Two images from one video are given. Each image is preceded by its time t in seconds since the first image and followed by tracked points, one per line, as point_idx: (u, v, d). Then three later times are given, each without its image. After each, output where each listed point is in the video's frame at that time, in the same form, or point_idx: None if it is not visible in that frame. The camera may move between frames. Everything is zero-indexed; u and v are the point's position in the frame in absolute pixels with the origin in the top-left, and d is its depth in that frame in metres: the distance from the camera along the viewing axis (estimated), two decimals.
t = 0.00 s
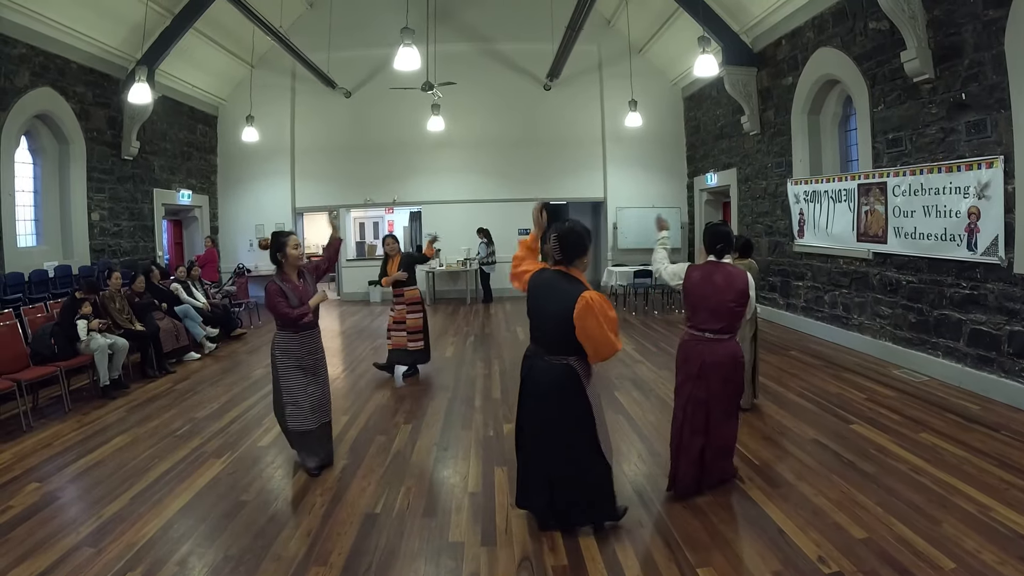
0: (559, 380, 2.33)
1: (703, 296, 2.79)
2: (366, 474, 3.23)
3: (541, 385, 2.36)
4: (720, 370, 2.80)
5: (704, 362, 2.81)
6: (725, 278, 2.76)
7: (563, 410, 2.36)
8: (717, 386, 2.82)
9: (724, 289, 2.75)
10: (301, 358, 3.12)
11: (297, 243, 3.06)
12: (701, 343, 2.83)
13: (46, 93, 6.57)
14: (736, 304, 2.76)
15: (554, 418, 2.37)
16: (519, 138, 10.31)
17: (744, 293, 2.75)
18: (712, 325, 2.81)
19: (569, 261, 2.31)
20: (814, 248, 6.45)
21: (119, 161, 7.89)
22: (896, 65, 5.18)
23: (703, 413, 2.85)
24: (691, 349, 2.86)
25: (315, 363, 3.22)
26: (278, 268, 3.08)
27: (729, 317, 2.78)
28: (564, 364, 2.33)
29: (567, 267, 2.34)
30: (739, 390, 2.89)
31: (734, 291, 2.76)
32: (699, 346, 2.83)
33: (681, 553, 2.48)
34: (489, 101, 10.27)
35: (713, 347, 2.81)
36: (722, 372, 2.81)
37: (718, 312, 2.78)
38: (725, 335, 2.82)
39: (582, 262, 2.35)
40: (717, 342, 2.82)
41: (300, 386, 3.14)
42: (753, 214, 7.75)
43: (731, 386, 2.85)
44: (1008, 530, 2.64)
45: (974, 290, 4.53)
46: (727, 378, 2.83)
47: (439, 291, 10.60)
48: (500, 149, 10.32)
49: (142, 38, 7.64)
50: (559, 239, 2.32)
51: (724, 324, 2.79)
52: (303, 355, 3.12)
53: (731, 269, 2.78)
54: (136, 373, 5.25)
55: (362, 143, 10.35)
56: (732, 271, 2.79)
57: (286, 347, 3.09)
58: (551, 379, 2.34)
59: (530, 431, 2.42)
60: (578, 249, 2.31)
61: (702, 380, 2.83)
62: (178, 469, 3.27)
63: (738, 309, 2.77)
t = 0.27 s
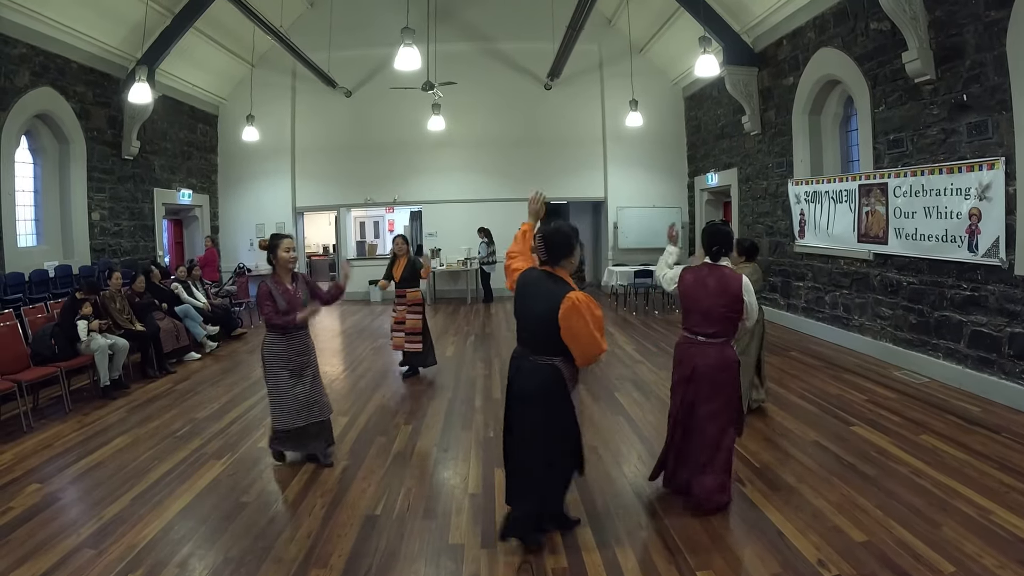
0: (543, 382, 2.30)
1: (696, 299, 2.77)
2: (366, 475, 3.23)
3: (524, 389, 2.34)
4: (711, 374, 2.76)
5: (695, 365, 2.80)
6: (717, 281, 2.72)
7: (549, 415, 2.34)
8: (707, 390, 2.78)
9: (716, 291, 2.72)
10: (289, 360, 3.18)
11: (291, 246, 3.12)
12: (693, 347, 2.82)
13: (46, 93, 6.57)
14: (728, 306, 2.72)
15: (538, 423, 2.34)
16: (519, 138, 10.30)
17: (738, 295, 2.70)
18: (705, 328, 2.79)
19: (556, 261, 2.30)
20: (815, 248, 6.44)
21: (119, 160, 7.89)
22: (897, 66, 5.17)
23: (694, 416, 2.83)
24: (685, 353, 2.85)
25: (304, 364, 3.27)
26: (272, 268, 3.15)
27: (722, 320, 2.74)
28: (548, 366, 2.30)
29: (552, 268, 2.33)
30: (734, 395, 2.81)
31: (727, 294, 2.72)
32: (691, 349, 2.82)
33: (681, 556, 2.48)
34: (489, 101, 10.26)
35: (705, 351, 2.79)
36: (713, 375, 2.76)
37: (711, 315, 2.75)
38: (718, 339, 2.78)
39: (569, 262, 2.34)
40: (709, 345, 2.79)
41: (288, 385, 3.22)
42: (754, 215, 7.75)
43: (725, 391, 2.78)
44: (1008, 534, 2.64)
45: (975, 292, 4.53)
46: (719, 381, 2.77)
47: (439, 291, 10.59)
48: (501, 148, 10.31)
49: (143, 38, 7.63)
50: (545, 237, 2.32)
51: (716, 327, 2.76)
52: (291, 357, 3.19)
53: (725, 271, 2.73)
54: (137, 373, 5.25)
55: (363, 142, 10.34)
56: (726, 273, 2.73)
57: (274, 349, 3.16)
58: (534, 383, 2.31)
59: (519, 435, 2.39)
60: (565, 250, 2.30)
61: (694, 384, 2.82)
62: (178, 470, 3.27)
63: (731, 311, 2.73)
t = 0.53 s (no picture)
0: (503, 394, 2.18)
1: (694, 313, 2.40)
2: (366, 477, 3.23)
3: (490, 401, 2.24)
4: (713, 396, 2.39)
5: (694, 387, 2.42)
6: (715, 292, 2.37)
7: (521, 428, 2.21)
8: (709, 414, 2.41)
9: (715, 304, 2.36)
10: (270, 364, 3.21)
11: (284, 256, 3.09)
12: (693, 365, 2.43)
13: (46, 94, 6.57)
14: (730, 321, 2.35)
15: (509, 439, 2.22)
16: (520, 138, 10.29)
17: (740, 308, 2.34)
18: (705, 343, 2.40)
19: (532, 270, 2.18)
20: (816, 249, 6.44)
21: (119, 161, 7.89)
22: (899, 67, 5.16)
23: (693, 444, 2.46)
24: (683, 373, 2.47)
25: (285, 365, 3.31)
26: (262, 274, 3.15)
27: (725, 336, 2.37)
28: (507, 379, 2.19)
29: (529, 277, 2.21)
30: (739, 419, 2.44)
31: (726, 307, 2.36)
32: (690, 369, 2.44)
33: (681, 559, 2.48)
34: (490, 101, 10.25)
35: (707, 370, 2.40)
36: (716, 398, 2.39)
37: (710, 329, 2.37)
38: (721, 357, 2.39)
39: (547, 272, 2.20)
40: (710, 363, 2.40)
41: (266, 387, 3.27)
42: (755, 215, 7.74)
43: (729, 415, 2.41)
44: (1009, 537, 2.63)
45: (976, 294, 4.52)
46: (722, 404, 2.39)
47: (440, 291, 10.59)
48: (501, 149, 10.30)
49: (143, 38, 7.63)
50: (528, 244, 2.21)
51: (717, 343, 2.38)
52: (269, 360, 3.22)
53: (724, 281, 2.38)
54: (137, 374, 5.26)
55: (363, 143, 10.33)
56: (726, 284, 2.37)
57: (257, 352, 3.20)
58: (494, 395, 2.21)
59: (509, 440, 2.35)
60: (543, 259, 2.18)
61: (693, 407, 2.45)
62: (179, 472, 3.27)
63: (733, 325, 2.36)
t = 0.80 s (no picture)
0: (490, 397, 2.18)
1: (695, 310, 2.34)
2: (367, 479, 3.23)
3: (468, 405, 2.24)
4: (715, 394, 2.35)
5: (696, 386, 2.37)
6: (716, 287, 2.32)
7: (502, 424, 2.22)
8: (712, 412, 2.37)
9: (717, 299, 2.31)
10: (254, 362, 3.25)
11: (277, 258, 3.16)
12: (694, 364, 2.37)
13: (47, 94, 6.57)
14: (733, 317, 2.30)
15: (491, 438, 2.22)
16: (521, 138, 10.28)
17: (743, 303, 2.29)
18: (706, 341, 2.35)
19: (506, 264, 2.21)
20: (817, 250, 6.43)
21: (120, 161, 7.88)
22: (901, 67, 5.15)
23: (697, 444, 2.40)
24: (683, 372, 2.41)
25: (269, 363, 3.34)
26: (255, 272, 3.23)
27: (728, 332, 2.32)
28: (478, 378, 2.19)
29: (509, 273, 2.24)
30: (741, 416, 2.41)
31: (727, 302, 2.31)
32: (691, 367, 2.38)
33: (682, 560, 2.48)
34: (491, 101, 10.24)
35: (708, 368, 2.35)
36: (719, 395, 2.35)
37: (712, 326, 2.32)
38: (722, 354, 2.35)
39: (524, 269, 2.22)
40: (712, 360, 2.35)
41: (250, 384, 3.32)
42: (756, 216, 7.73)
43: (731, 412, 2.37)
44: (1010, 540, 2.63)
45: (977, 295, 4.52)
46: (725, 401, 2.36)
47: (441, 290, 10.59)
48: (502, 149, 10.30)
49: (143, 38, 7.62)
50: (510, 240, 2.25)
51: (720, 340, 2.33)
52: (254, 358, 3.25)
53: (724, 276, 2.34)
54: (138, 374, 5.27)
55: (364, 142, 10.33)
56: (726, 279, 2.33)
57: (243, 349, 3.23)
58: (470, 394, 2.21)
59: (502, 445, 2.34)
60: (519, 256, 2.21)
61: (696, 407, 2.39)
62: (179, 473, 3.27)
63: (736, 321, 2.31)
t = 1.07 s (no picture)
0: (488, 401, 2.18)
1: (690, 323, 2.29)
2: (368, 480, 3.23)
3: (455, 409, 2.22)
4: (712, 409, 2.31)
5: (692, 400, 2.32)
6: (712, 300, 2.26)
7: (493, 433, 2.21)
8: (708, 427, 2.32)
9: (713, 314, 2.25)
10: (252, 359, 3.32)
11: (270, 257, 3.19)
12: (689, 379, 2.34)
13: (48, 93, 6.57)
14: (727, 331, 2.25)
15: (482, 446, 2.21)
16: (522, 137, 10.27)
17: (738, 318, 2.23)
18: (700, 355, 2.30)
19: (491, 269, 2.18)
20: (819, 250, 6.43)
21: (121, 160, 7.88)
22: (903, 68, 5.14)
23: (694, 460, 2.35)
24: (678, 386, 2.36)
25: (268, 362, 3.41)
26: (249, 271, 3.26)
27: (723, 348, 2.28)
28: (465, 383, 2.20)
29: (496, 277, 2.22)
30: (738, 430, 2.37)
31: (724, 317, 2.25)
32: (686, 382, 2.34)
33: (683, 563, 2.48)
34: (492, 100, 10.22)
35: (704, 383, 2.31)
36: (715, 411, 2.31)
37: (705, 340, 2.27)
38: (717, 368, 2.31)
39: (507, 277, 2.19)
40: (708, 375, 2.31)
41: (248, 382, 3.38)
42: (757, 215, 7.72)
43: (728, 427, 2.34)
44: (1010, 544, 2.63)
45: (979, 297, 4.51)
46: (722, 416, 2.32)
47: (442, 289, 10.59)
48: (503, 148, 10.28)
49: (144, 37, 7.61)
50: (499, 247, 2.23)
51: (716, 355, 2.28)
52: (252, 356, 3.34)
53: (720, 289, 2.28)
54: (139, 373, 5.28)
55: (365, 141, 10.32)
56: (723, 292, 2.28)
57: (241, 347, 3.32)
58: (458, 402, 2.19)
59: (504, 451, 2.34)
60: (503, 263, 2.18)
61: (693, 423, 2.34)
62: (181, 474, 3.28)
63: (730, 336, 2.26)
